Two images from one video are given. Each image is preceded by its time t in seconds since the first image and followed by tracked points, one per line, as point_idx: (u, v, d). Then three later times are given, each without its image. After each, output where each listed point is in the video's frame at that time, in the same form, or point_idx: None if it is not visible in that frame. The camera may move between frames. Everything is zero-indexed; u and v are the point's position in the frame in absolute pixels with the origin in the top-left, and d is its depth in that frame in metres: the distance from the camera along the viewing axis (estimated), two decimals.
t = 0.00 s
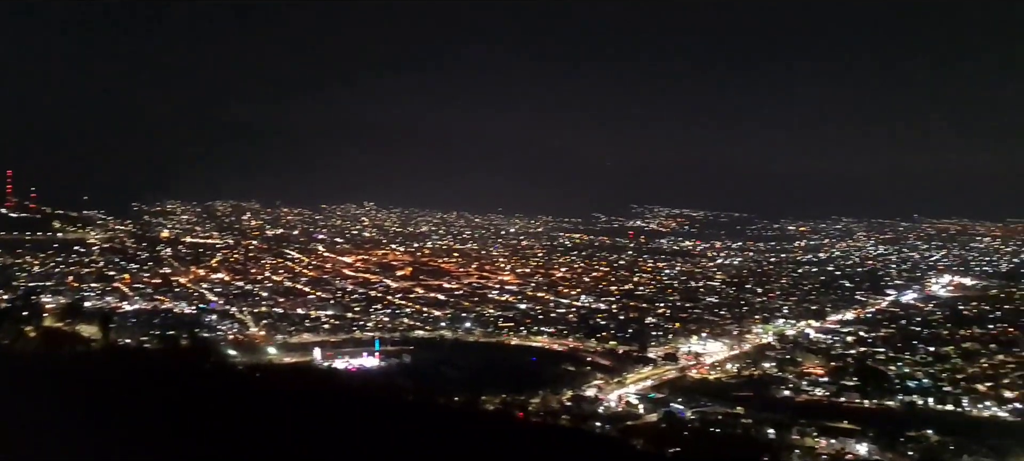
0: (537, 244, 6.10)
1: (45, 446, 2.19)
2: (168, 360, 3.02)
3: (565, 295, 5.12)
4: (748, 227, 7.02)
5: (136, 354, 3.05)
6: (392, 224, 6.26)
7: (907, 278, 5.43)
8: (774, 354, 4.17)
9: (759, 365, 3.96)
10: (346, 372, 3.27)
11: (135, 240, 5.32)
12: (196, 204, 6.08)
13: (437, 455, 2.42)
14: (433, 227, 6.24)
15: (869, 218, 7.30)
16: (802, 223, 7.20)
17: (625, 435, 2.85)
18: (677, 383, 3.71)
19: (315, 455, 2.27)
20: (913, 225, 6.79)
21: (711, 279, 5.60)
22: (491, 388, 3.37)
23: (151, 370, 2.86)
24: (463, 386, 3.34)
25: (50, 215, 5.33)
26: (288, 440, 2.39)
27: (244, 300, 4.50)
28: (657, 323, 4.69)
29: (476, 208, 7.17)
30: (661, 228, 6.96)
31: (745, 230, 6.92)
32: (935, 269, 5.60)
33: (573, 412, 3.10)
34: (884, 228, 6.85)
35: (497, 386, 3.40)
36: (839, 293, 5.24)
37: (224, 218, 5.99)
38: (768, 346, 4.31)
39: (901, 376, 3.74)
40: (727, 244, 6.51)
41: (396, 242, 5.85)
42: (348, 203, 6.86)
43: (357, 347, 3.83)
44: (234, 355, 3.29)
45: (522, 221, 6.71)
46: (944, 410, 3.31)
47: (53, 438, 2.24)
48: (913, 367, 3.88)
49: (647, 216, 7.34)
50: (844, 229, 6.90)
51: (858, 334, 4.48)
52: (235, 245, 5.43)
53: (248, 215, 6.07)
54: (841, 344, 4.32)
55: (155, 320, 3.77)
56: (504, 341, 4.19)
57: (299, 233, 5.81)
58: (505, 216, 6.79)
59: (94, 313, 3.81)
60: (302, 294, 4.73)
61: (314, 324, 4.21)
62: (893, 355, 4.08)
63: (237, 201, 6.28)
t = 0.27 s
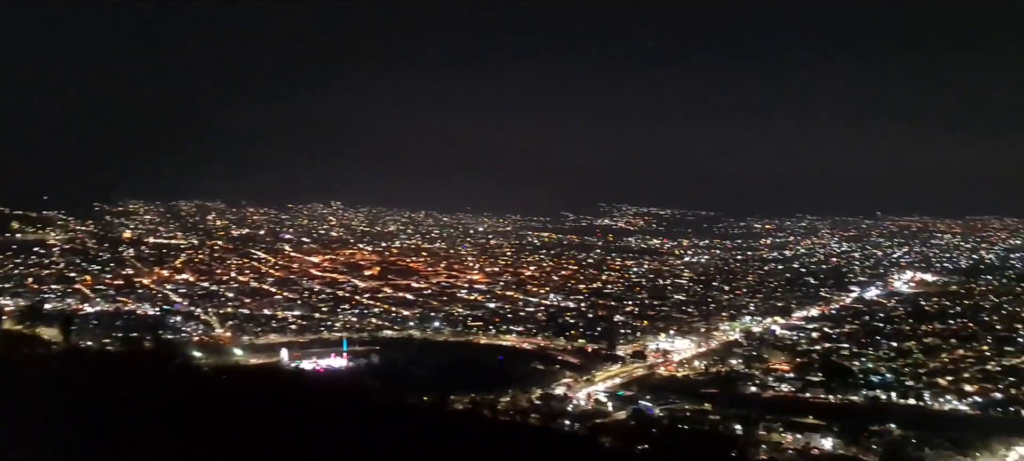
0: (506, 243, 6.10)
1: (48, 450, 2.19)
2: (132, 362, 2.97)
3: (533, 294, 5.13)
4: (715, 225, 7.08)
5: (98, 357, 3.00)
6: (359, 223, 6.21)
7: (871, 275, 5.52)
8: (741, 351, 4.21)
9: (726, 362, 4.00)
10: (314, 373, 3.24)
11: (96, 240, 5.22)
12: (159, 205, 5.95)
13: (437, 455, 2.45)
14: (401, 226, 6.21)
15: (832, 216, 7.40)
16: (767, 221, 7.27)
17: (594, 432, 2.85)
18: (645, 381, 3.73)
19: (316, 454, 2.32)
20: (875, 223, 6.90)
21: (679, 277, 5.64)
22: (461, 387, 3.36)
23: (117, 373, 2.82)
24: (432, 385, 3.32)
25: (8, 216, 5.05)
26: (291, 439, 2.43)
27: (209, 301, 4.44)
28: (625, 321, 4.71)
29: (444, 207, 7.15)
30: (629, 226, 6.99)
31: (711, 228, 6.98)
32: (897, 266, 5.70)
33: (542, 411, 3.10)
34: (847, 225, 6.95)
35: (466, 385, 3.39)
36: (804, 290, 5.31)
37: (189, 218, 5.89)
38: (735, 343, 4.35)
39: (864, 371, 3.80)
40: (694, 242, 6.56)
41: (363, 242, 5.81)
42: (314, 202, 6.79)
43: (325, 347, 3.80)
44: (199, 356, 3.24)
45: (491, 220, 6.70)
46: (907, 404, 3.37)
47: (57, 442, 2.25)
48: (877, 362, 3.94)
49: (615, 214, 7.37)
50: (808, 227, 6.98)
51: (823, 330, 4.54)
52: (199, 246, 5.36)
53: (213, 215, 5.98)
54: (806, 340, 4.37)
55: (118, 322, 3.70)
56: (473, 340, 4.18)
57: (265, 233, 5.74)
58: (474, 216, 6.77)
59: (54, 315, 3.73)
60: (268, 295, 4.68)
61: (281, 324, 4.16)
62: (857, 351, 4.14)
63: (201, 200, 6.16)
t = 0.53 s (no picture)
0: (468, 243, 6.08)
1: None
2: (86, 368, 2.91)
3: (495, 294, 5.13)
4: (675, 224, 7.14)
5: (51, 364, 2.93)
6: (319, 223, 6.15)
7: (827, 273, 5.61)
8: (701, 349, 4.25)
9: (686, 360, 4.03)
10: (273, 375, 3.20)
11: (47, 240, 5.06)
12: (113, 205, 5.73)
13: (437, 455, 2.52)
14: (361, 226, 6.16)
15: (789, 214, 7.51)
16: (726, 219, 7.36)
17: (556, 431, 2.86)
18: (607, 379, 3.75)
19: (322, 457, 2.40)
20: (831, 221, 7.02)
21: (640, 276, 5.68)
22: (422, 387, 3.35)
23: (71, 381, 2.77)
24: (393, 386, 3.31)
25: None
26: (286, 441, 2.51)
27: (165, 303, 4.36)
28: (587, 321, 4.73)
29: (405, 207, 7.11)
30: (590, 226, 7.02)
31: (671, 227, 7.04)
32: (853, 264, 5.80)
33: (504, 411, 3.10)
34: (804, 224, 7.06)
35: (427, 386, 3.38)
36: (763, 288, 5.38)
37: (144, 219, 5.75)
38: (695, 341, 4.39)
39: (821, 368, 3.86)
40: (655, 241, 6.61)
41: (324, 242, 5.75)
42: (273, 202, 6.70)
43: (284, 349, 3.76)
44: (155, 359, 3.19)
45: (452, 220, 6.68)
46: (863, 400, 3.43)
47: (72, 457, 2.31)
48: (833, 359, 4.01)
49: (576, 214, 7.39)
50: (766, 226, 7.08)
51: (781, 327, 4.60)
52: (155, 247, 5.26)
53: (169, 216, 5.86)
54: (764, 337, 4.43)
55: (70, 326, 3.62)
56: (434, 340, 4.17)
57: (223, 234, 5.66)
58: (435, 215, 6.74)
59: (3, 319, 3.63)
60: (226, 296, 4.62)
61: (239, 326, 4.11)
62: (814, 348, 4.20)
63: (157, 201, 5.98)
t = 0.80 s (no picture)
0: (425, 243, 6.06)
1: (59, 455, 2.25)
2: (31, 374, 2.83)
3: (453, 294, 5.11)
4: (632, 224, 7.19)
5: None
6: (274, 223, 6.08)
7: (781, 271, 5.69)
8: (658, 347, 4.28)
9: (643, 358, 4.06)
10: (227, 378, 3.15)
11: None
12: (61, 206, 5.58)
13: (437, 455, 2.52)
14: (317, 226, 6.10)
15: (743, 214, 7.61)
16: (682, 219, 7.43)
17: (514, 431, 2.86)
18: (565, 378, 3.76)
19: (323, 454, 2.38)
20: (785, 220, 7.13)
21: (597, 275, 5.71)
22: (379, 388, 3.32)
23: (16, 388, 2.69)
24: (350, 388, 3.28)
25: None
26: (280, 442, 2.50)
27: (115, 305, 4.27)
28: (544, 320, 4.74)
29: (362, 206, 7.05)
30: (548, 225, 7.04)
31: (628, 226, 7.09)
32: (805, 263, 5.90)
33: (462, 411, 3.09)
34: (758, 223, 7.16)
35: (384, 387, 3.36)
36: (718, 286, 5.44)
37: (93, 219, 5.60)
38: (652, 339, 4.43)
39: (775, 364, 3.92)
40: (612, 241, 6.65)
41: (279, 243, 5.68)
42: (226, 201, 6.60)
43: (238, 351, 3.70)
44: (103, 363, 3.12)
45: (410, 220, 6.64)
46: (816, 396, 3.49)
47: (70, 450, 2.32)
48: (786, 356, 4.07)
49: (534, 213, 7.41)
50: (721, 225, 7.17)
51: (736, 325, 4.66)
52: (104, 247, 5.14)
53: (118, 216, 5.72)
54: (720, 335, 4.48)
55: (15, 329, 3.52)
56: (391, 341, 4.15)
57: (175, 234, 5.55)
58: (392, 215, 6.70)
59: None
60: (178, 297, 4.54)
61: (191, 328, 4.04)
62: (768, 345, 4.26)
63: (105, 201, 5.86)
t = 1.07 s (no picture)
0: (396, 244, 6.03)
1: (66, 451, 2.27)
2: None
3: (424, 294, 5.10)
4: (603, 224, 7.21)
5: None
6: (242, 224, 6.02)
7: (749, 271, 5.75)
8: (629, 347, 4.30)
9: (614, 358, 4.07)
10: (195, 380, 3.12)
11: None
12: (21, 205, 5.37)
13: (435, 455, 2.51)
14: (286, 226, 6.04)
15: (713, 214, 7.67)
16: (652, 219, 7.47)
17: (484, 431, 2.85)
18: (536, 378, 3.76)
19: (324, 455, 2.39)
20: (753, 221, 7.20)
21: (568, 275, 5.72)
22: (349, 390, 3.30)
23: None
24: (320, 389, 3.25)
25: None
26: (284, 443, 2.51)
27: (78, 307, 4.20)
28: (515, 320, 4.74)
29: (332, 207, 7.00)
30: (519, 226, 7.04)
31: (599, 227, 7.12)
32: (773, 263, 5.96)
33: (433, 412, 3.08)
34: (727, 224, 7.22)
35: (354, 388, 3.34)
36: (688, 286, 5.48)
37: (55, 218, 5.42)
38: (622, 339, 4.44)
39: (744, 364, 3.95)
40: (583, 241, 6.67)
41: (247, 243, 5.62)
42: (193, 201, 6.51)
43: (206, 353, 3.66)
44: (67, 366, 3.07)
45: (380, 220, 6.60)
46: (784, 394, 3.52)
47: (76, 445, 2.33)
48: (755, 355, 4.11)
49: (505, 213, 7.40)
50: (691, 225, 7.22)
51: (705, 325, 4.70)
52: (66, 248, 5.04)
53: (82, 216, 5.57)
54: (689, 335, 4.51)
55: None
56: (361, 342, 4.12)
57: (140, 234, 5.47)
58: (362, 216, 6.65)
59: None
60: (143, 299, 4.48)
61: (158, 330, 3.99)
62: (737, 345, 4.30)
63: (68, 201, 5.69)
